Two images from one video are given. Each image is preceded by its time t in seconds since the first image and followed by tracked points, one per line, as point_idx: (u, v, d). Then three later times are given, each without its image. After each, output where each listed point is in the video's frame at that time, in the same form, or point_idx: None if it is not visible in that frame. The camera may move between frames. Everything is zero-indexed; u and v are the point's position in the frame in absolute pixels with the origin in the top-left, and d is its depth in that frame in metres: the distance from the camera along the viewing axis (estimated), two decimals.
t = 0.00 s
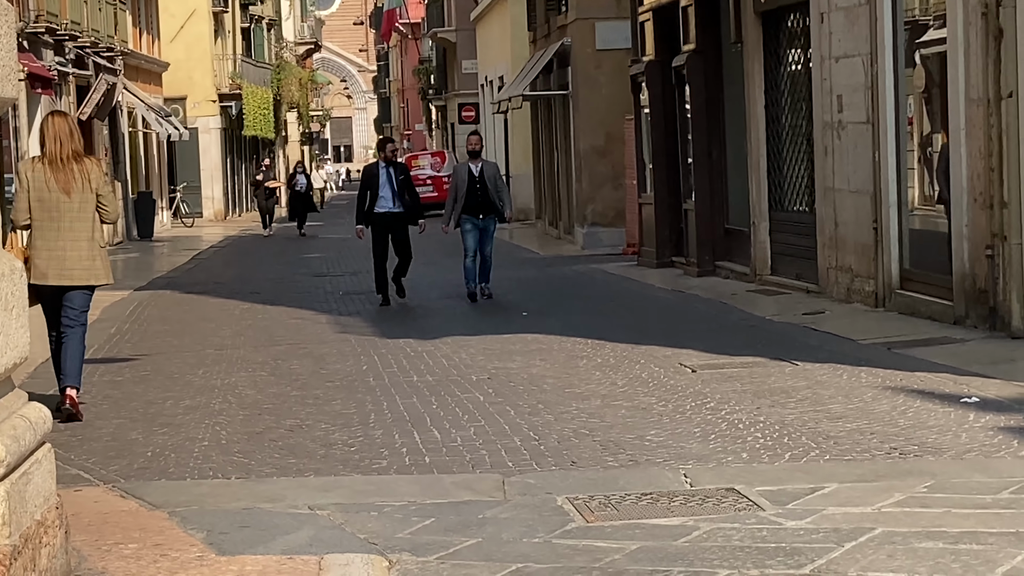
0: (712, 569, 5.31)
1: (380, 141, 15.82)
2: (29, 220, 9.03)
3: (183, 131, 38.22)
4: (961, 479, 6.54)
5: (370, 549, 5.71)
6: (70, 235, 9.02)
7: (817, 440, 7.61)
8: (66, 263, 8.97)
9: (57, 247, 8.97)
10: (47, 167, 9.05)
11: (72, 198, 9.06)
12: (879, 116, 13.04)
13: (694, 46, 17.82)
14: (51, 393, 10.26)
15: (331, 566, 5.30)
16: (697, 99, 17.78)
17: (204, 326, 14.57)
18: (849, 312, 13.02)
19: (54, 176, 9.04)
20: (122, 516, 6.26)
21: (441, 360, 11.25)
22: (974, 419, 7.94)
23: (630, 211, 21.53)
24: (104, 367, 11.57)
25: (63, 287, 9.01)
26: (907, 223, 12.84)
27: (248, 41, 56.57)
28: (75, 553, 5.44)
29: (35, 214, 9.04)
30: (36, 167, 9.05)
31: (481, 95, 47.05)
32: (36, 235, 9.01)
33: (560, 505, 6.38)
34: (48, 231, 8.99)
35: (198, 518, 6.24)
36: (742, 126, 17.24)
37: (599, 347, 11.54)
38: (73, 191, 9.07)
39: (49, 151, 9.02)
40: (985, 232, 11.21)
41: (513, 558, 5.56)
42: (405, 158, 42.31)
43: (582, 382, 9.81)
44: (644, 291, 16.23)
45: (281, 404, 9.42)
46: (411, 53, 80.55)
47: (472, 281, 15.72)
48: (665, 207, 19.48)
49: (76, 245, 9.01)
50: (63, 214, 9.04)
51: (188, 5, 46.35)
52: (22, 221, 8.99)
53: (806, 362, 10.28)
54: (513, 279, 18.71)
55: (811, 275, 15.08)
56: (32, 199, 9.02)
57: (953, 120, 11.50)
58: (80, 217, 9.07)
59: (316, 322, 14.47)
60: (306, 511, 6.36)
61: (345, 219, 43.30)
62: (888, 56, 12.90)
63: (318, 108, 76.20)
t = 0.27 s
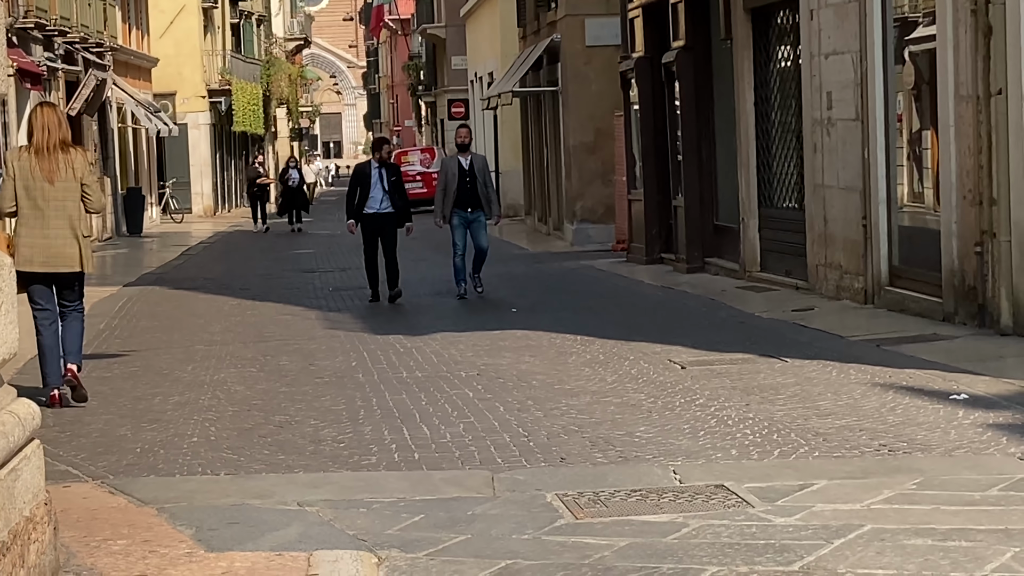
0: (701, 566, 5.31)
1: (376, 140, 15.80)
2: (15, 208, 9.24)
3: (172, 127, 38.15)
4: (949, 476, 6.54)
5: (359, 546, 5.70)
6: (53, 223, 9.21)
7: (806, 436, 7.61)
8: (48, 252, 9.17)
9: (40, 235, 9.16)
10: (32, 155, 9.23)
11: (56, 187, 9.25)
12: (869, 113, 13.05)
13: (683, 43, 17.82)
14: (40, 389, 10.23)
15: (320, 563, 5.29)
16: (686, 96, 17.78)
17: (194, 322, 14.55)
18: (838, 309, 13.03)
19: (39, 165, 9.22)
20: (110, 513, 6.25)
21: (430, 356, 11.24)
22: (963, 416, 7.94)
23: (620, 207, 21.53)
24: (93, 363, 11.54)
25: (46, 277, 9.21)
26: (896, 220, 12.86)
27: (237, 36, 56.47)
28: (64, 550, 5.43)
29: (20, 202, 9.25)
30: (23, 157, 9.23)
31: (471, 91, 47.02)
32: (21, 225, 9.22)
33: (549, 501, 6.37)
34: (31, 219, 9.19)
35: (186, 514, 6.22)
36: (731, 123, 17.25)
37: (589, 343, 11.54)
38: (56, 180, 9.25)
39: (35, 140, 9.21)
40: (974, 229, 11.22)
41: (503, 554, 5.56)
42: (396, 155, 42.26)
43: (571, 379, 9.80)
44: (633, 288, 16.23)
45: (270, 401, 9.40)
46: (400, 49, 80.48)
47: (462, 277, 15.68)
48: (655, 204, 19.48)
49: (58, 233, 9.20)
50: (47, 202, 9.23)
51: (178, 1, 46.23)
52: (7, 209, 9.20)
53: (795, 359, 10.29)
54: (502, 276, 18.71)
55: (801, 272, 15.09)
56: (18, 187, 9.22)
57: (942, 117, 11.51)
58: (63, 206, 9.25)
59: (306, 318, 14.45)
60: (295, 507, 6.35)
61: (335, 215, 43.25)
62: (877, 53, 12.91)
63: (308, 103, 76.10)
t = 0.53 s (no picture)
0: (697, 564, 5.30)
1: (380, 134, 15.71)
2: (14, 209, 9.46)
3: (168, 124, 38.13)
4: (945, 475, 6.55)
5: (355, 543, 5.70)
6: (50, 224, 9.39)
7: (802, 435, 7.62)
8: (43, 250, 9.32)
9: (35, 234, 9.32)
10: (32, 159, 9.49)
11: (53, 188, 9.47)
12: (865, 112, 13.05)
13: (679, 42, 17.81)
14: (36, 386, 10.22)
15: (316, 561, 5.28)
16: (682, 94, 17.77)
17: (189, 319, 14.54)
18: (834, 308, 13.03)
19: (38, 168, 9.46)
20: (106, 510, 6.24)
21: (426, 354, 11.24)
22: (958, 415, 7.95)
23: (616, 206, 21.53)
24: (88, 361, 11.53)
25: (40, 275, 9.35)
26: (892, 219, 12.86)
27: (234, 34, 56.44)
28: (59, 547, 5.42)
29: (19, 204, 9.47)
30: (24, 160, 9.49)
31: (467, 89, 47.02)
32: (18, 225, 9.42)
33: (545, 500, 6.37)
34: (28, 219, 9.37)
35: (182, 512, 6.22)
36: (728, 121, 17.25)
37: (585, 342, 11.54)
38: (54, 182, 9.48)
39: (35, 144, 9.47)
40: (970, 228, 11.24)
41: (498, 553, 5.56)
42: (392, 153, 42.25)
43: (566, 377, 9.80)
44: (629, 286, 16.22)
45: (265, 398, 9.40)
46: (397, 47, 80.45)
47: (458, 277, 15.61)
48: (650, 202, 19.48)
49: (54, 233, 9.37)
50: (44, 203, 9.44)
51: None
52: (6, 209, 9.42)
53: (791, 357, 10.29)
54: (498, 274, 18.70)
55: (797, 271, 15.10)
56: (17, 189, 9.46)
57: (938, 116, 11.52)
58: (59, 208, 9.45)
59: (301, 316, 14.44)
60: (290, 505, 6.35)
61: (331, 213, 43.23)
62: (874, 52, 12.91)
63: (304, 102, 76.07)
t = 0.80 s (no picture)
0: (696, 563, 5.30)
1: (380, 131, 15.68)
2: (22, 201, 9.75)
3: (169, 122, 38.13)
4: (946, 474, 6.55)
5: (355, 541, 5.70)
6: (59, 217, 9.71)
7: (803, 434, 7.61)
8: (54, 243, 9.65)
9: (46, 226, 9.64)
10: (42, 153, 9.80)
11: (61, 183, 9.81)
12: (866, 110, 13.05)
13: (680, 40, 17.81)
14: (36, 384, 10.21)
15: (317, 559, 5.28)
16: (683, 93, 17.77)
17: (191, 317, 14.54)
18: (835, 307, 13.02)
19: (48, 162, 9.79)
20: (106, 508, 6.24)
21: (427, 352, 11.24)
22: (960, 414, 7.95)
23: (617, 204, 21.53)
24: (89, 358, 11.53)
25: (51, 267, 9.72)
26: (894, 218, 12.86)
27: (235, 32, 56.43)
28: (60, 545, 5.42)
29: (28, 196, 9.78)
30: (33, 153, 9.80)
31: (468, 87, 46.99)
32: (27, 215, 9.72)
33: (545, 498, 6.37)
34: (37, 211, 9.68)
35: (182, 510, 6.22)
36: (729, 119, 17.24)
37: (586, 340, 11.54)
38: (63, 177, 9.82)
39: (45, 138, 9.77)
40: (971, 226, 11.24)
41: (499, 551, 5.56)
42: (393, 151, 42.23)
43: (567, 375, 9.81)
44: (629, 285, 16.22)
45: (266, 396, 9.40)
46: (398, 45, 80.42)
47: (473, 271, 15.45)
48: (652, 200, 19.47)
49: (64, 226, 9.70)
50: (53, 196, 9.77)
51: None
52: (15, 201, 9.71)
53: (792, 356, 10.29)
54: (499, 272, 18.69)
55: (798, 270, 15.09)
56: (26, 182, 9.77)
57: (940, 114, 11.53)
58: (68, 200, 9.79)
59: (302, 314, 14.44)
60: (291, 503, 6.35)
61: (332, 211, 43.24)
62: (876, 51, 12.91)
63: (305, 99, 76.08)
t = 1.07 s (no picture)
0: (699, 562, 5.30)
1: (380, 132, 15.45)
2: (30, 200, 9.87)
3: (173, 120, 38.13)
4: (949, 473, 6.54)
5: (358, 540, 5.70)
6: (69, 214, 9.84)
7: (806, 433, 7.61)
8: (65, 240, 9.77)
9: (57, 225, 9.78)
10: (49, 153, 9.93)
11: (70, 180, 9.94)
12: (870, 109, 13.04)
13: (684, 39, 17.83)
14: (39, 381, 10.22)
15: (319, 558, 5.28)
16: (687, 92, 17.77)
17: (194, 315, 14.55)
18: (839, 306, 13.02)
19: (55, 161, 9.92)
20: (110, 506, 6.24)
21: (430, 351, 11.24)
22: (963, 414, 7.94)
23: (620, 203, 21.53)
24: (93, 357, 11.54)
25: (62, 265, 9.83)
26: (898, 217, 12.85)
27: (239, 31, 56.44)
28: (63, 543, 5.42)
29: (36, 195, 9.90)
30: (38, 153, 9.92)
31: (472, 85, 47.00)
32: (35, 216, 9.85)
33: (549, 497, 6.37)
34: (47, 210, 9.81)
35: (185, 508, 6.22)
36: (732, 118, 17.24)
37: (590, 339, 11.54)
38: (72, 175, 9.95)
39: (51, 138, 9.90)
40: (975, 225, 11.23)
41: (501, 549, 5.56)
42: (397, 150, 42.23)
43: (571, 374, 9.81)
44: (633, 283, 16.22)
45: (269, 394, 9.40)
46: (401, 44, 80.42)
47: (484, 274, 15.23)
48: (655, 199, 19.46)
49: (74, 223, 9.83)
50: (62, 194, 9.90)
51: None
52: (24, 200, 9.83)
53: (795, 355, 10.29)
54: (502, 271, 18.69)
55: (802, 269, 15.08)
56: (34, 181, 9.89)
57: (943, 113, 11.51)
58: (75, 198, 9.90)
59: (305, 312, 14.44)
60: (294, 501, 6.35)
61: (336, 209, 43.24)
62: (879, 50, 12.90)
63: (309, 98, 76.07)
